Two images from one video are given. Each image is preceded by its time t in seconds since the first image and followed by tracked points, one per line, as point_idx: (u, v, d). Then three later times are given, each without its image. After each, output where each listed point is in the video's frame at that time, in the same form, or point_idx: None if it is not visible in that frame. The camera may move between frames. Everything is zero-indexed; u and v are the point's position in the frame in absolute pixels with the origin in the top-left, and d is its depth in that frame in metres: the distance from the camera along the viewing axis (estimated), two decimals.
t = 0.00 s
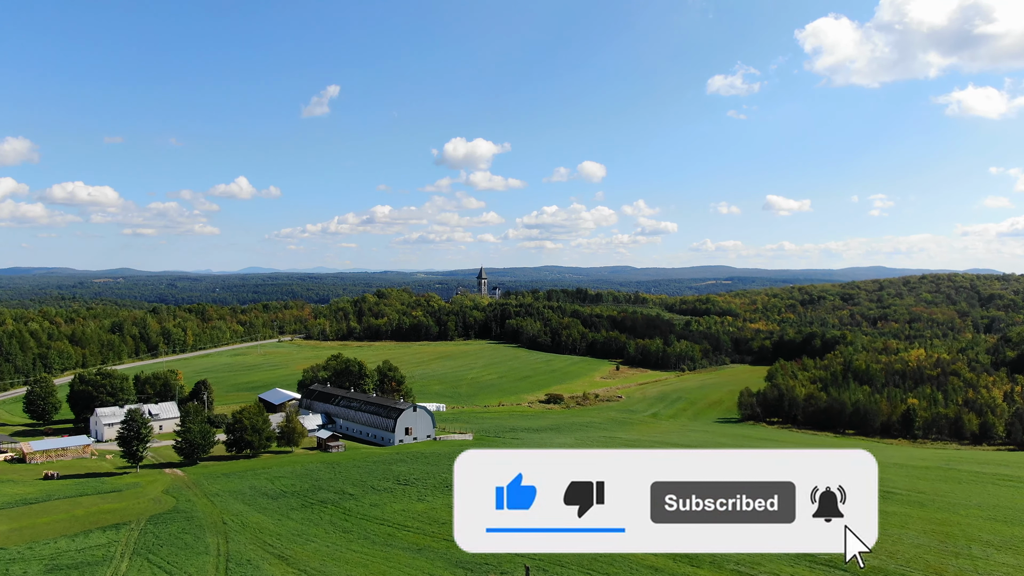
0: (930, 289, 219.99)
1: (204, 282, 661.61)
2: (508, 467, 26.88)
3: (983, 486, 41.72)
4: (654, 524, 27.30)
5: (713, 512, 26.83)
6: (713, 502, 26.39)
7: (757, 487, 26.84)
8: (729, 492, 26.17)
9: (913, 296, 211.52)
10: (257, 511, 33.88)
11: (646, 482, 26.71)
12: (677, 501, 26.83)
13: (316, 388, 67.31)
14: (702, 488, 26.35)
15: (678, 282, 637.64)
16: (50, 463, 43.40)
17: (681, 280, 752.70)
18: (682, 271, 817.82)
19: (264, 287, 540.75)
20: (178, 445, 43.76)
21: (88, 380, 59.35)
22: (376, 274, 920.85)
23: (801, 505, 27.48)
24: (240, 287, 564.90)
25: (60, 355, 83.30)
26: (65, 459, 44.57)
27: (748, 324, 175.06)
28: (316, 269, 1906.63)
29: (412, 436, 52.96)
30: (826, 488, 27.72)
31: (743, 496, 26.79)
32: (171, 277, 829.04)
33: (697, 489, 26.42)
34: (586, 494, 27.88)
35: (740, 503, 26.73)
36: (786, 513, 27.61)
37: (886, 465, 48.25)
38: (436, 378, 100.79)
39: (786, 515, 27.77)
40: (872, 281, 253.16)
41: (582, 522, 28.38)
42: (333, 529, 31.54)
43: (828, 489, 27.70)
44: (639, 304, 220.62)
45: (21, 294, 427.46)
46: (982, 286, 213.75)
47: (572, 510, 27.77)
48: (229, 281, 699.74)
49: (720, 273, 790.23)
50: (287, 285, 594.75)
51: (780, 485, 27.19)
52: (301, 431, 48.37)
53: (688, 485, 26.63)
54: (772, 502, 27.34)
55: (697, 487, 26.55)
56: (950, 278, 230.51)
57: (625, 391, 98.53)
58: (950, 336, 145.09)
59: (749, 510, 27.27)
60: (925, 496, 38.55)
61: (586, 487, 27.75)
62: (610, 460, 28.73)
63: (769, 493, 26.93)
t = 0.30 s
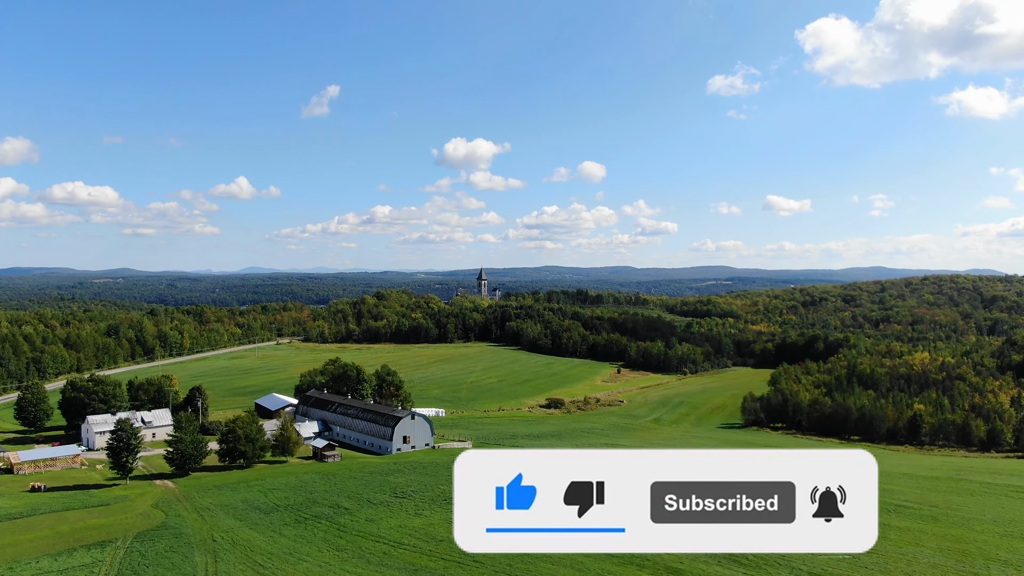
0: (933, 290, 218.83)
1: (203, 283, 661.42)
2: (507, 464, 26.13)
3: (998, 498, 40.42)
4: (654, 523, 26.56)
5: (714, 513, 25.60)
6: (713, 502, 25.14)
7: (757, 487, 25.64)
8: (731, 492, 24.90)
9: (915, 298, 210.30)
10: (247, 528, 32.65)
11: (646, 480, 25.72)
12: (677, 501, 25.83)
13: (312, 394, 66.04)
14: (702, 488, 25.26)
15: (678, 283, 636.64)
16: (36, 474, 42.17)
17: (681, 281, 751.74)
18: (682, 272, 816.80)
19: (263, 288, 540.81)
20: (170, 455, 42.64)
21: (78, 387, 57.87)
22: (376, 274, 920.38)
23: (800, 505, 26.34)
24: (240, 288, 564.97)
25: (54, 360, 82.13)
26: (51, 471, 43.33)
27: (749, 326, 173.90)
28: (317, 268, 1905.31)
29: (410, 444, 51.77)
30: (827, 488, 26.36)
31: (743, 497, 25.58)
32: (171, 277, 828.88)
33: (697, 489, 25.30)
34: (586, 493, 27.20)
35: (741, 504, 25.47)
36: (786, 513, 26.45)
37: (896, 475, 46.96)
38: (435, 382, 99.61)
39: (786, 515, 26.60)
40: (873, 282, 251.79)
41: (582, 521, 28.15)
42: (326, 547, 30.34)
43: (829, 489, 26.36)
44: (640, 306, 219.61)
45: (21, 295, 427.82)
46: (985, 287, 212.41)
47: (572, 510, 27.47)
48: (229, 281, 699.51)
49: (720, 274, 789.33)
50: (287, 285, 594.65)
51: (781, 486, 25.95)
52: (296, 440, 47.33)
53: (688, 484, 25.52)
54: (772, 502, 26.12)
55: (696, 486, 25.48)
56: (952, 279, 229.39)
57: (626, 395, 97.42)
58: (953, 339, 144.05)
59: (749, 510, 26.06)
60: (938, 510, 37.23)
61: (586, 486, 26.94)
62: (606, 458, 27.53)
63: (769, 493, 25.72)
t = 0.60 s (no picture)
0: (935, 291, 217.59)
1: (203, 283, 660.52)
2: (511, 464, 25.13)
3: (1012, 511, 39.24)
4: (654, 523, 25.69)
5: (714, 513, 24.60)
6: (714, 502, 24.04)
7: (757, 486, 24.60)
8: (730, 491, 23.87)
9: (917, 299, 209.09)
10: (238, 544, 31.57)
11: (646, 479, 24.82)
12: (677, 501, 24.93)
13: (309, 401, 64.93)
14: (702, 487, 24.24)
15: (679, 284, 634.85)
16: (23, 485, 41.05)
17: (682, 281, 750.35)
18: (682, 272, 815.41)
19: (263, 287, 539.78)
20: (161, 466, 41.60)
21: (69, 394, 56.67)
22: (376, 274, 919.64)
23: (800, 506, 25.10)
24: (239, 287, 564.16)
25: (48, 364, 81.02)
26: (39, 482, 42.19)
27: (751, 328, 172.70)
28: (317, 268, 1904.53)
29: (409, 453, 50.78)
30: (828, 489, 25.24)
31: (743, 496, 24.53)
32: (170, 277, 827.94)
33: (698, 488, 24.30)
34: (586, 492, 26.18)
35: (741, 504, 24.41)
36: (786, 513, 25.35)
37: (906, 486, 45.73)
38: (434, 386, 98.52)
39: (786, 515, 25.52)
40: (875, 283, 250.49)
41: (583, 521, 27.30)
42: (319, 567, 29.25)
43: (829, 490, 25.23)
44: (641, 308, 218.32)
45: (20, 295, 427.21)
46: (988, 289, 211.18)
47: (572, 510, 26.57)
48: (229, 281, 698.55)
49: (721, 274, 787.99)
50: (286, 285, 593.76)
51: (780, 485, 24.91)
52: (290, 450, 46.19)
53: (688, 483, 24.56)
54: (772, 502, 24.99)
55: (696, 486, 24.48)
56: (954, 281, 228.15)
57: (627, 399, 96.34)
58: (956, 341, 142.82)
59: (749, 510, 25.01)
60: (952, 525, 36.13)
61: (586, 486, 25.99)
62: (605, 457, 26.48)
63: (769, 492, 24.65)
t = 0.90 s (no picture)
0: (937, 293, 216.03)
1: (202, 283, 659.73)
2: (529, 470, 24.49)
3: None
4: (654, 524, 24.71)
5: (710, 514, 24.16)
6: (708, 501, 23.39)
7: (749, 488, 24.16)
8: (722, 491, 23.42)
9: (919, 301, 207.60)
10: (226, 563, 30.39)
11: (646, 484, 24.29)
12: (678, 501, 24.45)
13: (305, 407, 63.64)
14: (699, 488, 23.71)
15: (679, 284, 633.38)
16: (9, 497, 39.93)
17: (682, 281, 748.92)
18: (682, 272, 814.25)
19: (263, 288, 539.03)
20: (149, 478, 40.34)
21: (61, 402, 55.53)
22: (376, 274, 918.95)
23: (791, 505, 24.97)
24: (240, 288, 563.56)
25: (41, 368, 79.86)
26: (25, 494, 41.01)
27: (752, 330, 171.44)
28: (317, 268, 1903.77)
29: (407, 462, 49.54)
30: (817, 486, 25.47)
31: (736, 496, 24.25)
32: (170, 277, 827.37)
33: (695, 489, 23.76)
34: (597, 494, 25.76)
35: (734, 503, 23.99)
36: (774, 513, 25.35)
37: (915, 497, 44.55)
38: (433, 390, 97.30)
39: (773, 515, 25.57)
40: (877, 284, 248.99)
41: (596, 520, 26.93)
42: None
43: (819, 487, 25.46)
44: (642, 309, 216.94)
45: (20, 295, 426.88)
46: (991, 290, 209.63)
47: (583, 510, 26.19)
48: (229, 281, 697.88)
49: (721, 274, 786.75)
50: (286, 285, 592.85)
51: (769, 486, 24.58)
52: (285, 460, 45.18)
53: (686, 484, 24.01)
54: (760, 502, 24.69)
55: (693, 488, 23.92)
56: (956, 282, 226.56)
57: (629, 404, 95.22)
58: (960, 343, 141.59)
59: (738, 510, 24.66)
60: (966, 541, 34.98)
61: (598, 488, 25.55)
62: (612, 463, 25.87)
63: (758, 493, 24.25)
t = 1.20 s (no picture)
0: (940, 294, 214.77)
1: (202, 283, 659.18)
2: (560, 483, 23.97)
3: None
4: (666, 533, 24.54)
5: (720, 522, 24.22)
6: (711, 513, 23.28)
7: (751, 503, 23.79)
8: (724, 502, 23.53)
9: (922, 302, 206.31)
10: None
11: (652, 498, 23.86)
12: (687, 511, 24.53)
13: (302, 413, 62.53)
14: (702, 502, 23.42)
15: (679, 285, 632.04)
16: None
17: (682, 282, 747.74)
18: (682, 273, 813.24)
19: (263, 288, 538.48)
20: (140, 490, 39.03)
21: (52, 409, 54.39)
22: (376, 274, 918.38)
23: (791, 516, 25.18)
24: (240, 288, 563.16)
25: (35, 373, 78.82)
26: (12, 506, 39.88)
27: (754, 332, 170.42)
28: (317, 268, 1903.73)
29: (404, 472, 48.42)
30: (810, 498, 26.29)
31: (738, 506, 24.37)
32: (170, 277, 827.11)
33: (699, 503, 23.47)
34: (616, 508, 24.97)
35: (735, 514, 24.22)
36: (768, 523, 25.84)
37: (926, 509, 43.42)
38: (432, 394, 96.27)
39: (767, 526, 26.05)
40: (878, 285, 247.69)
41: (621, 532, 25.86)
42: None
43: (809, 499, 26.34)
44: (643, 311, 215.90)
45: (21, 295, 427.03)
46: (993, 292, 208.35)
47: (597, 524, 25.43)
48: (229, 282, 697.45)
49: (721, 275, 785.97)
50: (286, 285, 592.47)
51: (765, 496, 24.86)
52: (279, 470, 44.03)
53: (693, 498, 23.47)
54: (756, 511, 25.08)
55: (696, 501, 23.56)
56: (958, 284, 225.27)
57: (630, 408, 94.18)
58: (963, 346, 140.43)
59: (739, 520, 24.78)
60: (982, 558, 33.84)
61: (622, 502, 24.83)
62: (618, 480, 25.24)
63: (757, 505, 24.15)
